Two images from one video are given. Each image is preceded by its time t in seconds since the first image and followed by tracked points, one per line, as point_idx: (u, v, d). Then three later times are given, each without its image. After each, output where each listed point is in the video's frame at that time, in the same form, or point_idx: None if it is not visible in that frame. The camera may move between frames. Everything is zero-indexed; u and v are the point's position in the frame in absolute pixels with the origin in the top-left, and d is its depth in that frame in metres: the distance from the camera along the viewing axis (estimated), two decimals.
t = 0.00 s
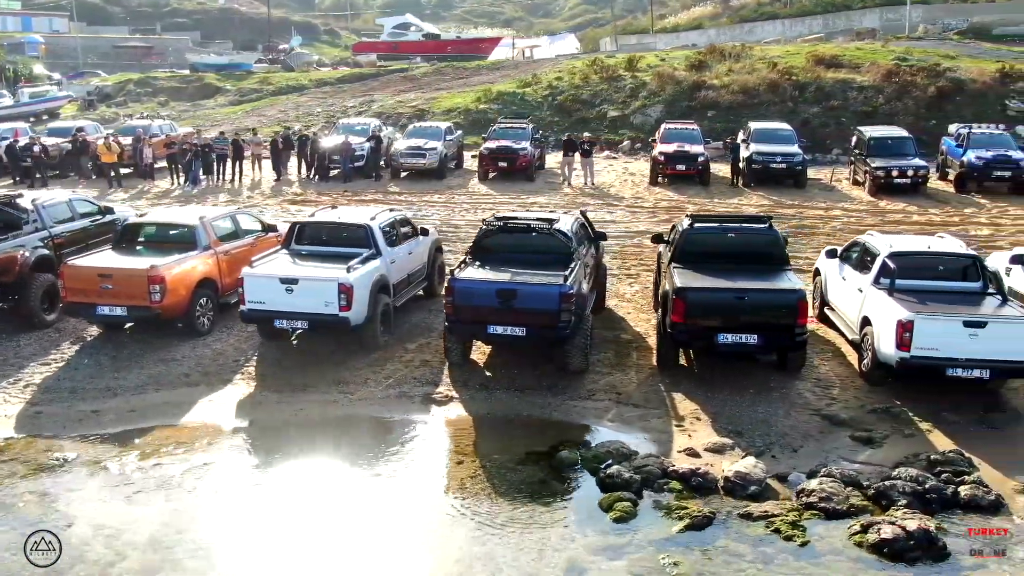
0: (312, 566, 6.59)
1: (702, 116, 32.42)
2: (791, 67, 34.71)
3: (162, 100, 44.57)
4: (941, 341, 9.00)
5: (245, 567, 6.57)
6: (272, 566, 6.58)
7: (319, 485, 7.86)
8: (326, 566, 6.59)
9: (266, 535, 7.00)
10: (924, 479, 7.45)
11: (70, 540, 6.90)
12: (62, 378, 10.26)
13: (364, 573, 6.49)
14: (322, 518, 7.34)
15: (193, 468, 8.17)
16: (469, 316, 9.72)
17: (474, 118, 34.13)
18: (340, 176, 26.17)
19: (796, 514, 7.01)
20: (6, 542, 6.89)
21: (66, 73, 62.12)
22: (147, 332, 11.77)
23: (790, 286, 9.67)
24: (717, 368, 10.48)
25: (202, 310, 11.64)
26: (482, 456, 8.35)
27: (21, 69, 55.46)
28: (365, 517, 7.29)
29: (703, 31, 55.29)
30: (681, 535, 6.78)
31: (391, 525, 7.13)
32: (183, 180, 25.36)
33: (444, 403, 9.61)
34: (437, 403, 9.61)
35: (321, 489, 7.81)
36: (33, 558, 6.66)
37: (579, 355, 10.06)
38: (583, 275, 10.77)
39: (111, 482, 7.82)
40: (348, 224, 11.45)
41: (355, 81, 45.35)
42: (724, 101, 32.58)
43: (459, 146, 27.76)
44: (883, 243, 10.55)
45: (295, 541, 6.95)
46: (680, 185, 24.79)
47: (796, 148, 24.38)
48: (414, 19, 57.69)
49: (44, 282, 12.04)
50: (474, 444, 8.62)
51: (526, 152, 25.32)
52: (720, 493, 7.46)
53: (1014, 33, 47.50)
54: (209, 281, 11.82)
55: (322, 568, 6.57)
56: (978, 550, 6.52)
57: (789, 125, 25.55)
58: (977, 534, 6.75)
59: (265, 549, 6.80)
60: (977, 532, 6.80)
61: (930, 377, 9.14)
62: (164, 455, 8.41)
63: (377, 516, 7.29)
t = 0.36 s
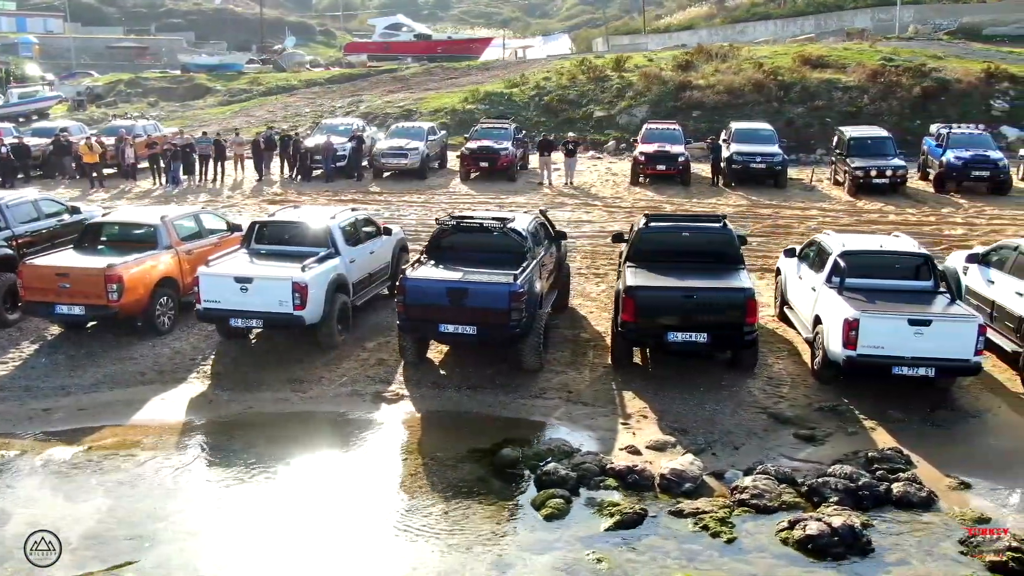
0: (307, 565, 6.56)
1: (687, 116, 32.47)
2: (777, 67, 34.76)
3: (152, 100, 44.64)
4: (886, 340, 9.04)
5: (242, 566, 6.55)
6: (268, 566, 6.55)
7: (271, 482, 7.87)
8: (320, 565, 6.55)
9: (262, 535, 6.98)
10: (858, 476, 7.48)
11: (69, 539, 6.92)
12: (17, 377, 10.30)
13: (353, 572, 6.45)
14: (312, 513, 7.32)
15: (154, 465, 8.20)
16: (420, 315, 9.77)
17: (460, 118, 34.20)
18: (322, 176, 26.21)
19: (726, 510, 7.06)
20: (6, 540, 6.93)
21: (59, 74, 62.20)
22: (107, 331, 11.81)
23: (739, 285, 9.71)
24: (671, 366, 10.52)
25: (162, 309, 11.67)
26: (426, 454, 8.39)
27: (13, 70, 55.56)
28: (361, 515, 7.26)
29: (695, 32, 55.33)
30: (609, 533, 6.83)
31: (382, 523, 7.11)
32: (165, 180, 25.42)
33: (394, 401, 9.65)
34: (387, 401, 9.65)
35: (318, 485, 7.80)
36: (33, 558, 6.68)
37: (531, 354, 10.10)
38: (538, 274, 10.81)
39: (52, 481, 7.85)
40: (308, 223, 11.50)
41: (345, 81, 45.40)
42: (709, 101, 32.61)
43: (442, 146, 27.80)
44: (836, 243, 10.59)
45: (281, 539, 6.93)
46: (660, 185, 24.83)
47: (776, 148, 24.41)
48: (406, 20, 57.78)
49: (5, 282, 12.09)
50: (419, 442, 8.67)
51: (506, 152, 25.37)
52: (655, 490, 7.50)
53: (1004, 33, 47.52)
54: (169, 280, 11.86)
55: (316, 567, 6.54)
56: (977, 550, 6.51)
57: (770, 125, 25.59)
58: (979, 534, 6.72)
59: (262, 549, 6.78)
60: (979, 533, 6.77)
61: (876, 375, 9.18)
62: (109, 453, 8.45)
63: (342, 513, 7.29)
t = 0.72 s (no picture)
0: (304, 565, 6.55)
1: (672, 116, 32.53)
2: (763, 67, 34.83)
3: (142, 100, 44.73)
4: (833, 338, 9.09)
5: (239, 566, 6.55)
6: (265, 566, 6.55)
7: (220, 479, 7.93)
8: (316, 565, 6.54)
9: (260, 535, 6.97)
10: (792, 473, 7.54)
11: (70, 540, 6.93)
12: None
13: (315, 568, 6.48)
14: (287, 511, 7.32)
15: (110, 464, 8.23)
16: (372, 314, 9.83)
17: (447, 118, 34.27)
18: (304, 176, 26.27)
19: (657, 507, 7.12)
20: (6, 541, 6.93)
21: (53, 74, 62.32)
22: (69, 330, 11.87)
23: (690, 284, 9.77)
24: (625, 364, 10.58)
25: (124, 308, 11.76)
26: (368, 452, 8.47)
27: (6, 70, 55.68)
28: (355, 514, 7.25)
29: (686, 32, 55.42)
30: (540, 529, 6.89)
31: (368, 521, 7.12)
32: (148, 181, 25.48)
33: (346, 399, 9.72)
34: (339, 399, 9.72)
35: (312, 486, 7.78)
36: (34, 558, 6.68)
37: (485, 353, 10.16)
38: (494, 273, 10.87)
39: None
40: (268, 223, 11.56)
41: (334, 82, 45.48)
42: (694, 102, 32.66)
43: (425, 146, 27.86)
44: (790, 242, 10.65)
45: (244, 538, 6.92)
46: (641, 185, 24.89)
47: (756, 148, 24.47)
48: (398, 20, 57.90)
49: None
50: (366, 440, 8.73)
51: (488, 153, 25.44)
52: (592, 487, 7.56)
53: (994, 34, 47.59)
54: (131, 280, 11.92)
55: (313, 566, 6.54)
56: (980, 550, 6.51)
57: (751, 125, 25.65)
58: (979, 535, 6.73)
59: (259, 549, 6.76)
60: (980, 533, 6.79)
61: (823, 374, 9.24)
62: (56, 451, 8.50)
63: (297, 509, 7.35)
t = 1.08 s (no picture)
0: (304, 565, 6.49)
1: (657, 116, 32.60)
2: (749, 67, 34.92)
3: (132, 100, 44.80)
4: (779, 336, 9.16)
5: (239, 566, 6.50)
6: (264, 566, 6.49)
7: (172, 475, 7.99)
8: (295, 560, 6.56)
9: (259, 536, 6.91)
10: (728, 469, 7.61)
11: (70, 542, 6.87)
12: None
13: (266, 562, 6.55)
14: (237, 506, 7.38)
15: (63, 461, 8.29)
16: (327, 312, 9.93)
17: (433, 118, 34.37)
18: (287, 176, 26.34)
19: (591, 503, 7.20)
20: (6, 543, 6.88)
21: (45, 74, 62.38)
22: (33, 329, 11.96)
23: (642, 282, 9.84)
24: (582, 363, 10.65)
25: (87, 307, 11.84)
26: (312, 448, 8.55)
27: None
28: (336, 512, 7.22)
29: (678, 32, 55.53)
30: (472, 526, 6.96)
31: (347, 519, 7.12)
32: (130, 181, 25.53)
33: (300, 396, 9.81)
34: (293, 396, 9.81)
35: (292, 484, 7.76)
36: (34, 559, 6.63)
37: (441, 351, 10.26)
38: (452, 272, 10.94)
39: None
40: (230, 222, 11.62)
41: (324, 82, 45.55)
42: (679, 102, 32.71)
43: (409, 146, 27.93)
44: (745, 242, 10.73)
45: (194, 533, 6.98)
46: (622, 186, 24.96)
47: (736, 148, 24.52)
48: (390, 20, 58.03)
49: None
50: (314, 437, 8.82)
51: (470, 153, 25.51)
52: (531, 483, 7.64)
53: (983, 34, 47.70)
54: (94, 279, 12.01)
55: (291, 560, 6.58)
56: (981, 551, 6.55)
57: (733, 125, 25.71)
58: (979, 536, 6.75)
59: (258, 550, 6.70)
60: (981, 532, 6.80)
61: (771, 372, 9.31)
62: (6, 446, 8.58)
63: (246, 504, 7.42)
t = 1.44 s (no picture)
0: (256, 552, 6.63)
1: (643, 116, 32.61)
2: (736, 67, 34.99)
3: (122, 100, 44.85)
4: (727, 335, 9.23)
5: (234, 565, 6.47)
6: (257, 565, 6.47)
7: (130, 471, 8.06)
8: (258, 553, 6.62)
9: (256, 536, 6.86)
10: (666, 466, 7.68)
11: (69, 541, 6.87)
12: None
13: (227, 555, 6.60)
14: (195, 502, 7.45)
15: (15, 458, 8.37)
16: (282, 310, 10.01)
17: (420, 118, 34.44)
18: (270, 176, 26.40)
19: (527, 499, 7.27)
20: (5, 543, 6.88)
21: (38, 74, 62.40)
22: None
23: (594, 281, 9.92)
24: (539, 361, 10.72)
25: (50, 306, 11.92)
26: (262, 443, 8.65)
27: None
28: (295, 508, 7.29)
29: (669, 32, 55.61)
30: (406, 522, 7.03)
31: (307, 513, 7.18)
32: (113, 181, 25.58)
33: (254, 394, 9.89)
34: (247, 394, 9.89)
35: (251, 479, 7.83)
36: (33, 559, 6.63)
37: (398, 349, 10.35)
38: (410, 271, 11.02)
39: None
40: (192, 221, 11.69)
41: (314, 82, 45.60)
42: (665, 102, 32.74)
43: (393, 146, 27.99)
44: (700, 240, 10.81)
45: (152, 527, 7.03)
46: (603, 185, 25.02)
47: (717, 148, 24.58)
48: (382, 21, 58.13)
49: None
50: (263, 434, 8.91)
51: (452, 152, 25.57)
52: (471, 479, 7.73)
53: (973, 34, 47.78)
54: (59, 278, 12.07)
55: (254, 552, 6.64)
56: (980, 551, 6.51)
57: (715, 125, 25.74)
58: (977, 534, 6.74)
59: (253, 550, 6.67)
60: (979, 532, 6.78)
61: (721, 370, 9.39)
62: None
63: (202, 500, 7.48)
